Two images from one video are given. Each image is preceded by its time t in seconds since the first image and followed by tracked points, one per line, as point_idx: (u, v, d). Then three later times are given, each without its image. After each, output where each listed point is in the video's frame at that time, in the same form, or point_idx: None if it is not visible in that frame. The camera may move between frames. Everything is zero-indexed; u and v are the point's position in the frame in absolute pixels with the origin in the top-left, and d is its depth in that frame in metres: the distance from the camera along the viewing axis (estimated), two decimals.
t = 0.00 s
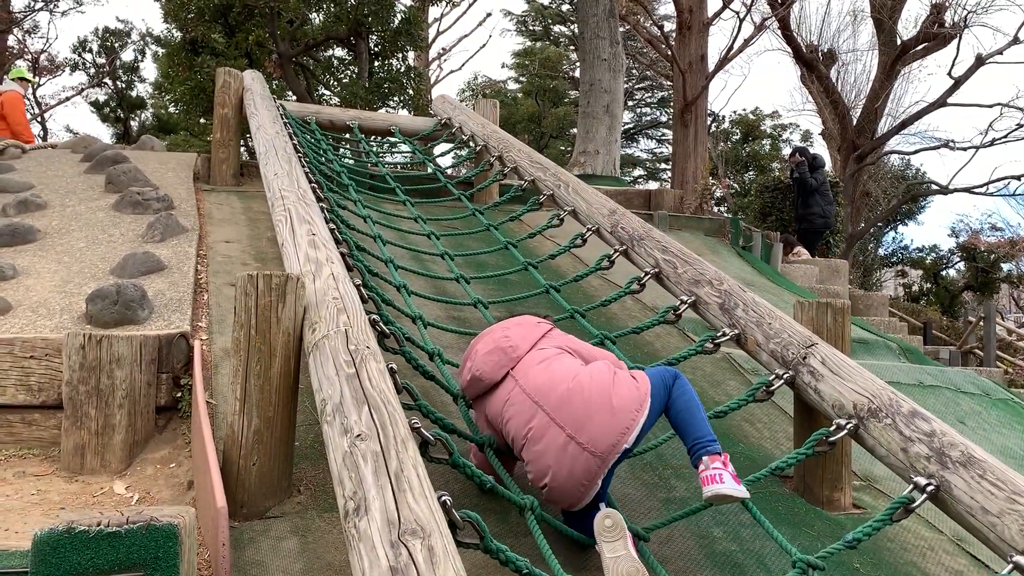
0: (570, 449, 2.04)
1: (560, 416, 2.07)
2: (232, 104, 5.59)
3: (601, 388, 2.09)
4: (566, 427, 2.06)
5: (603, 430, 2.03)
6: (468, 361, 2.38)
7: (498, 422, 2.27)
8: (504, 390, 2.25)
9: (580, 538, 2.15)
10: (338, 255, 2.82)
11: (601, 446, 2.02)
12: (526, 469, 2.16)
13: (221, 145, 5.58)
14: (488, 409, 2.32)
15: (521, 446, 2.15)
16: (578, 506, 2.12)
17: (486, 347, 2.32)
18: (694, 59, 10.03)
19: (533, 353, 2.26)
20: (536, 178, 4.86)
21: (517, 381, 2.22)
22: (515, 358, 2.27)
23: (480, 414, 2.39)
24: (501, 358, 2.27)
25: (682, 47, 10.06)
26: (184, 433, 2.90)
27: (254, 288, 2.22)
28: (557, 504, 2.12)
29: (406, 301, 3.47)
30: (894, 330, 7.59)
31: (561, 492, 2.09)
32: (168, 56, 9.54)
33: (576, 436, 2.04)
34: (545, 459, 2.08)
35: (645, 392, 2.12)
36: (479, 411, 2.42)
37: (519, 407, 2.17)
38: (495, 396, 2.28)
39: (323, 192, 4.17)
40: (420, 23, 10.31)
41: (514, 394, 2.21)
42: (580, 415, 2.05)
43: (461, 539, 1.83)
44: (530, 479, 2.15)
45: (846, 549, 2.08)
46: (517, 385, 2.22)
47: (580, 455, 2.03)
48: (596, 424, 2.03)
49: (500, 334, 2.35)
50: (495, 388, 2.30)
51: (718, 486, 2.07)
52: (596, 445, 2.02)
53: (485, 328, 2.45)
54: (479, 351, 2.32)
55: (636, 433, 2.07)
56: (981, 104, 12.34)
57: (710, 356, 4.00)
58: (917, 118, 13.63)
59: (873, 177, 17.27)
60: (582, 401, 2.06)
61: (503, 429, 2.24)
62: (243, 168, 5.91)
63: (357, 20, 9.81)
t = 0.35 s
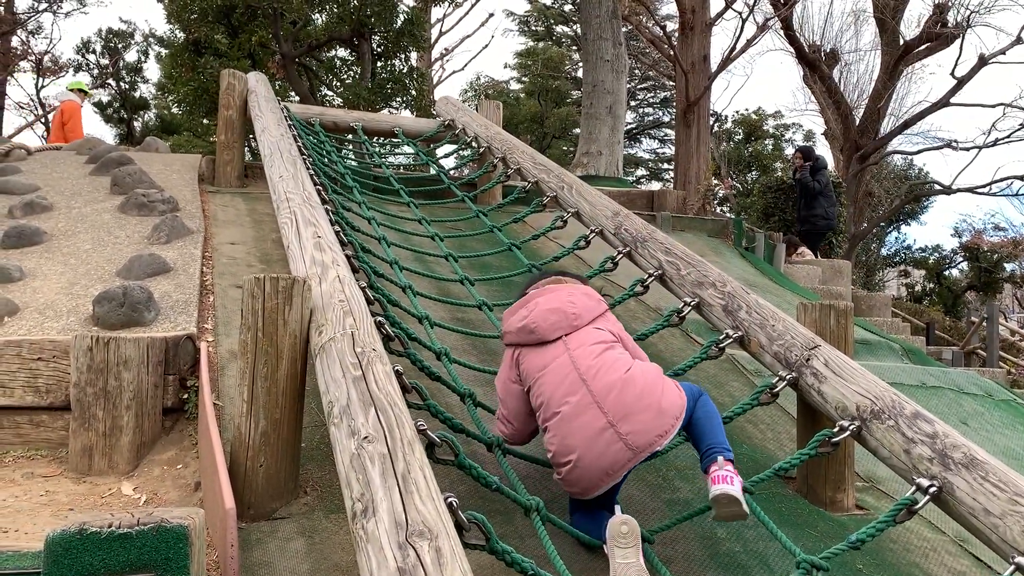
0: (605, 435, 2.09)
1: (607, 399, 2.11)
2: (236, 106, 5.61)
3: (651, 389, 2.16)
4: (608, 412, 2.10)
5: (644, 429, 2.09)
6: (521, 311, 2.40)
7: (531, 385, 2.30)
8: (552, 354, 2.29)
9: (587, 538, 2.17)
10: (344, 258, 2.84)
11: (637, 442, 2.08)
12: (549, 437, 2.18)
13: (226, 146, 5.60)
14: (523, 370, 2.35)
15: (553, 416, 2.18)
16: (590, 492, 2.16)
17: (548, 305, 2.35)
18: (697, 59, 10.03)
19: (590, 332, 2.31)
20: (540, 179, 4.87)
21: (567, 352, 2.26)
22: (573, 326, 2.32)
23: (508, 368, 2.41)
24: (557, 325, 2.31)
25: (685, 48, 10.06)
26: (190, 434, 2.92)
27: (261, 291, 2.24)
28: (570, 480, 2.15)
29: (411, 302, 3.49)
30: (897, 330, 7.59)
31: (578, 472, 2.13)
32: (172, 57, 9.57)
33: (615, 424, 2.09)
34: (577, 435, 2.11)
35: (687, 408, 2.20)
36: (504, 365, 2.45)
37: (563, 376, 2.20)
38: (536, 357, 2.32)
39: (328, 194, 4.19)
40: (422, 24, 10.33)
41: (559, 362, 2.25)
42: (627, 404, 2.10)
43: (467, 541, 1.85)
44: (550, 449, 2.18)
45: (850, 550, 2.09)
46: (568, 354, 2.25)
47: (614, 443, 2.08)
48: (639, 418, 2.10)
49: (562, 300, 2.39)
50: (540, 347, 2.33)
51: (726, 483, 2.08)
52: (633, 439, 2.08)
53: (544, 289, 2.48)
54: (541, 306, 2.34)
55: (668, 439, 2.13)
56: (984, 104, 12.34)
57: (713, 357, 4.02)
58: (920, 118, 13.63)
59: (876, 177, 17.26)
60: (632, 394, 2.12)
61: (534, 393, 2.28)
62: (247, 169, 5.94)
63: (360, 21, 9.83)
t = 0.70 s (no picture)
0: (633, 431, 2.11)
1: (643, 397, 2.14)
2: (239, 107, 5.63)
3: (686, 400, 2.19)
4: (641, 410, 2.13)
5: (672, 436, 2.11)
6: (570, 285, 2.44)
7: (562, 362, 2.33)
8: (593, 337, 2.32)
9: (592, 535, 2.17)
10: (346, 259, 2.85)
11: (663, 447, 2.10)
12: (573, 417, 2.20)
13: (229, 147, 5.62)
14: (557, 345, 2.38)
15: (583, 398, 2.20)
16: (600, 482, 2.16)
17: (600, 286, 2.39)
18: (699, 59, 10.03)
19: (633, 328, 2.35)
20: (542, 180, 4.88)
21: (608, 341, 2.29)
22: (620, 314, 2.36)
23: (539, 338, 2.45)
24: (604, 309, 2.35)
25: (687, 48, 10.06)
26: (194, 434, 2.94)
27: (264, 292, 2.25)
28: (584, 465, 2.16)
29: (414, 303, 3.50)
30: (898, 330, 7.59)
31: (595, 459, 2.14)
32: (174, 58, 9.60)
33: (645, 423, 2.11)
34: (604, 423, 2.14)
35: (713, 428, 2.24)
36: (533, 336, 2.47)
37: (601, 363, 2.24)
38: (573, 335, 2.35)
39: (331, 195, 4.20)
40: (425, 25, 10.35)
41: (598, 347, 2.28)
42: (661, 406, 2.13)
43: (469, 538, 1.86)
44: (571, 429, 2.19)
45: (850, 551, 2.10)
46: (611, 342, 2.29)
47: (639, 441, 2.10)
48: (669, 424, 2.13)
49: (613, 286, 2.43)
50: (581, 327, 2.36)
51: (725, 529, 2.09)
52: (658, 443, 2.10)
53: (595, 270, 2.51)
54: (594, 287, 2.38)
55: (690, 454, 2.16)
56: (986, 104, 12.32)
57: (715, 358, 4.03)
58: (923, 118, 13.62)
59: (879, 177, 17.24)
60: (668, 400, 2.15)
61: (564, 371, 2.30)
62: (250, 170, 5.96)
63: (362, 22, 9.85)
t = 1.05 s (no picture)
0: (646, 417, 2.14)
1: (664, 386, 2.17)
2: (243, 107, 5.65)
3: (706, 398, 2.20)
4: (658, 398, 2.16)
5: (684, 429, 2.13)
6: (615, 273, 2.51)
7: (594, 344, 2.40)
8: (628, 323, 2.39)
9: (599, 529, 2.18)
10: (351, 257, 2.86)
11: (673, 437, 2.12)
12: (594, 395, 2.26)
13: (232, 147, 5.64)
14: (592, 328, 2.45)
15: (606, 379, 2.26)
16: (605, 462, 2.19)
17: (646, 278, 2.47)
18: (701, 59, 10.04)
19: (670, 322, 2.40)
20: (545, 179, 4.89)
21: (642, 330, 2.35)
22: (660, 306, 2.43)
23: (574, 318, 2.52)
24: (644, 299, 2.42)
25: (689, 48, 10.07)
26: (200, 431, 2.96)
27: (271, 290, 2.27)
28: (594, 442, 2.20)
29: (419, 302, 3.52)
30: (901, 330, 7.59)
31: (606, 437, 2.18)
32: (178, 58, 9.62)
33: (660, 411, 2.14)
34: (621, 405, 2.18)
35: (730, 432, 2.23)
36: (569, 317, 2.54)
37: (632, 348, 2.29)
38: (610, 319, 2.42)
39: (335, 194, 4.22)
40: (427, 25, 10.35)
41: (631, 334, 2.34)
42: (680, 398, 2.16)
43: (475, 533, 1.87)
44: (588, 406, 2.25)
45: (854, 550, 2.11)
46: (645, 331, 2.35)
47: (650, 427, 2.13)
48: (684, 417, 2.14)
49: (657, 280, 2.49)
50: (620, 314, 2.43)
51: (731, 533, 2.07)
52: (669, 432, 2.12)
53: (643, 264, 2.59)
54: (640, 277, 2.46)
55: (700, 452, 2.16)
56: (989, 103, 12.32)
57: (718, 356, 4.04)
58: (925, 118, 13.61)
59: (881, 176, 17.22)
60: (689, 393, 2.17)
61: (594, 351, 2.37)
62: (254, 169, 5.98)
63: (365, 22, 9.86)
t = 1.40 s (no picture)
0: (677, 334, 2.16)
1: (686, 311, 2.23)
2: (249, 105, 5.66)
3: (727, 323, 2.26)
4: (684, 320, 2.20)
5: (715, 340, 2.15)
6: (606, 246, 2.60)
7: (604, 302, 2.42)
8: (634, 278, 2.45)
9: (612, 527, 2.17)
10: (361, 253, 2.86)
11: (709, 347, 2.12)
12: (618, 334, 2.27)
13: (239, 146, 5.64)
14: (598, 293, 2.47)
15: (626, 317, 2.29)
16: (638, 387, 2.13)
17: (636, 243, 2.57)
18: (705, 58, 10.04)
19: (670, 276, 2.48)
20: (552, 177, 4.89)
21: (649, 278, 2.42)
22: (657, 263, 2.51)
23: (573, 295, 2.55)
24: (641, 258, 2.50)
25: (692, 47, 10.07)
26: (210, 428, 2.96)
27: (282, 285, 2.27)
28: (624, 370, 2.17)
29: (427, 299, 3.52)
30: (906, 329, 7.58)
31: (636, 362, 2.16)
32: (181, 58, 9.63)
33: (689, 330, 2.17)
34: (646, 331, 2.20)
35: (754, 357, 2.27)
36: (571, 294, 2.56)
37: (646, 291, 2.35)
38: (613, 280, 2.46)
39: (342, 191, 4.22)
40: (431, 25, 10.35)
41: (640, 284, 2.40)
42: (704, 320, 2.20)
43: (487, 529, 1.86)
44: (618, 345, 2.24)
45: (867, 543, 2.11)
46: (652, 279, 2.42)
47: (683, 342, 2.14)
48: (714, 333, 2.17)
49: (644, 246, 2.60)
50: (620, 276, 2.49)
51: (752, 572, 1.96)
52: (703, 344, 2.13)
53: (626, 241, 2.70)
54: (628, 244, 2.54)
55: (730, 369, 2.12)
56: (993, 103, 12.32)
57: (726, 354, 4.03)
58: (929, 117, 13.60)
59: (884, 176, 17.20)
60: (710, 316, 2.23)
61: (609, 306, 2.39)
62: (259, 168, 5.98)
63: (368, 22, 9.87)
